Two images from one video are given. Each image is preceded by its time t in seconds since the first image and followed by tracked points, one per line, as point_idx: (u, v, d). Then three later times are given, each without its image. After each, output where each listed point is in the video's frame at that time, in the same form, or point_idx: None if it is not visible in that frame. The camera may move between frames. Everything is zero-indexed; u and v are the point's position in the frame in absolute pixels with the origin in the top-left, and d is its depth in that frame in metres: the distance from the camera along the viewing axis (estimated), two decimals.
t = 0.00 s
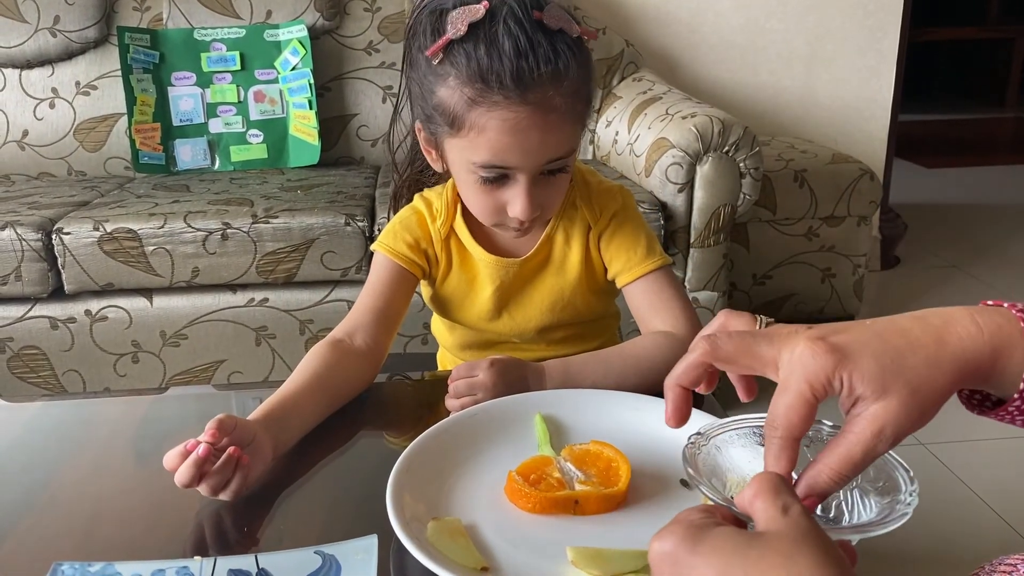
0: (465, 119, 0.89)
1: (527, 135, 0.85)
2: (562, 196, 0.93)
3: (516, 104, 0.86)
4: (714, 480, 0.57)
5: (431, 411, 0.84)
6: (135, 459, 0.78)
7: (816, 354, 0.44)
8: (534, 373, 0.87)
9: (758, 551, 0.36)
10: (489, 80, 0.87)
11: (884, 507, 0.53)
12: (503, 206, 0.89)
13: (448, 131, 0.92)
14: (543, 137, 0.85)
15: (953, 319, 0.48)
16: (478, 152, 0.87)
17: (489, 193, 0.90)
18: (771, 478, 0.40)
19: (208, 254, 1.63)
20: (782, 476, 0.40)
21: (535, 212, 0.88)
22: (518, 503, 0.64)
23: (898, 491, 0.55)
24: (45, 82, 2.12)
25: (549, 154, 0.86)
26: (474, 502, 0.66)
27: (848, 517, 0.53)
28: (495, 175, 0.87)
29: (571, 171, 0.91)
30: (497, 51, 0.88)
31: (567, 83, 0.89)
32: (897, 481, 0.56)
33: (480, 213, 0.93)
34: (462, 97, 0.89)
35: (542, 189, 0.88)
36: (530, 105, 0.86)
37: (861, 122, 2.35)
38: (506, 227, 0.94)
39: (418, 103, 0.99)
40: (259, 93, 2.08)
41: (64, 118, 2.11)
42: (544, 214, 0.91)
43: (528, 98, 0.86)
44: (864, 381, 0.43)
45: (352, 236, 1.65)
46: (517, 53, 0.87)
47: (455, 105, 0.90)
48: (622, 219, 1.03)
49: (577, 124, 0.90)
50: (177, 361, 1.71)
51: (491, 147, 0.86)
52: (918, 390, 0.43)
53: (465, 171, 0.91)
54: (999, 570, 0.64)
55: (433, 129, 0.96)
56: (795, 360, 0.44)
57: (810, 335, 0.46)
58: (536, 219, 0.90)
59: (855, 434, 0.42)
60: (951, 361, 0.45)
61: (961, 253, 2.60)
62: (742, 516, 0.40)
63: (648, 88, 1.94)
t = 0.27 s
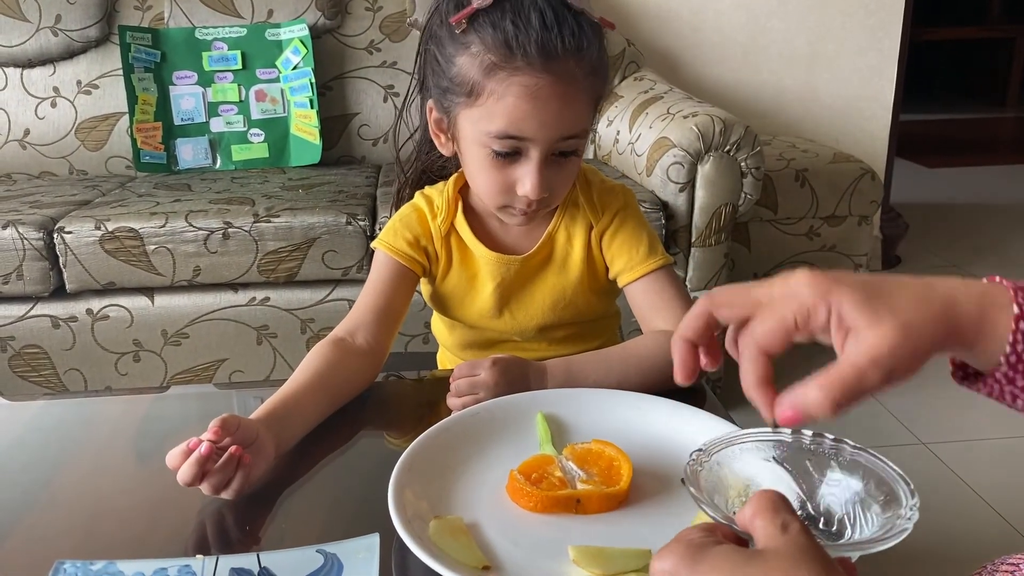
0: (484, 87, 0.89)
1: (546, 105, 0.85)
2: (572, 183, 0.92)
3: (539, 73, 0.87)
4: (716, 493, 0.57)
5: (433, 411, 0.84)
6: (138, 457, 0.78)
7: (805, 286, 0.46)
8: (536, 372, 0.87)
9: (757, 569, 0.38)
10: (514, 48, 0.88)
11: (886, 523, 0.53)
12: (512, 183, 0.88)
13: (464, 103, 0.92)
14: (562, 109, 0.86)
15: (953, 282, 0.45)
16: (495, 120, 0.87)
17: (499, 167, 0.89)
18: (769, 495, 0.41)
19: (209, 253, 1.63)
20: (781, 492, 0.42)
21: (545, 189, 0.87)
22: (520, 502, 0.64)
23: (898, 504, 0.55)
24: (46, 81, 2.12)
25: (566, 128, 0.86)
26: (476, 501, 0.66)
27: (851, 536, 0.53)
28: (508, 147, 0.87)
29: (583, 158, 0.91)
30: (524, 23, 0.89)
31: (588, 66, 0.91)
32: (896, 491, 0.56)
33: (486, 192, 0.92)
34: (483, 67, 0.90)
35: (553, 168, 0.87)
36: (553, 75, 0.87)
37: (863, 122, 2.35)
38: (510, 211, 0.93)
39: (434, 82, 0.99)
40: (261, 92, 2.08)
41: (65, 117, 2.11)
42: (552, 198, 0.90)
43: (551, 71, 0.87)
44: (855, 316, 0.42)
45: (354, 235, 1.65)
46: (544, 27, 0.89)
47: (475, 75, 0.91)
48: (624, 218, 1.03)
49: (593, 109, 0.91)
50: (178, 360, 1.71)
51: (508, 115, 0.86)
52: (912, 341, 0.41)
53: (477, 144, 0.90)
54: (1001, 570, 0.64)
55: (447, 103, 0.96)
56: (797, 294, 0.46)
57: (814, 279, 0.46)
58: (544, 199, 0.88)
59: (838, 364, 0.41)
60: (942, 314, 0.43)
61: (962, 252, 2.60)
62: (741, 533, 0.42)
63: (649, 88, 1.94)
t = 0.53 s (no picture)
0: (498, 68, 0.89)
1: (559, 88, 0.85)
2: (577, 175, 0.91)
3: (554, 57, 0.87)
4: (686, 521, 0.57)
5: (434, 410, 0.84)
6: (139, 457, 0.78)
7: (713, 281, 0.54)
8: (537, 372, 0.87)
9: None
10: (532, 31, 0.88)
11: (856, 547, 0.53)
12: (518, 167, 0.88)
13: (475, 84, 0.92)
14: (575, 94, 0.85)
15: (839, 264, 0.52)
16: (505, 102, 0.87)
17: (506, 150, 0.88)
18: (739, 526, 0.48)
19: (210, 252, 1.63)
20: (750, 521, 0.49)
21: (551, 174, 0.86)
22: (521, 502, 0.64)
23: (870, 527, 0.55)
24: (47, 80, 2.12)
25: (576, 114, 0.85)
26: (477, 500, 0.66)
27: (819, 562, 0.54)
28: (516, 129, 0.86)
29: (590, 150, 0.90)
30: (543, 7, 0.90)
31: (603, 57, 0.91)
32: (868, 513, 0.56)
33: (490, 175, 0.91)
34: (498, 49, 0.90)
35: (559, 155, 0.87)
36: (569, 58, 0.87)
37: (863, 122, 2.35)
38: (512, 198, 0.92)
39: (446, 67, 0.99)
40: (262, 92, 2.08)
41: (66, 116, 2.12)
42: (557, 187, 0.89)
43: (567, 56, 0.87)
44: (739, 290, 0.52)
45: (355, 234, 1.65)
46: (563, 14, 0.90)
47: (489, 56, 0.91)
48: (624, 217, 1.03)
49: (603, 103, 0.91)
50: (179, 359, 1.71)
51: (520, 96, 0.86)
52: (788, 311, 0.50)
53: (485, 126, 0.90)
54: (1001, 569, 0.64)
55: (457, 86, 0.96)
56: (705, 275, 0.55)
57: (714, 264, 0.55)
58: (548, 186, 0.88)
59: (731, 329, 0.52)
60: (815, 286, 0.50)
61: (963, 252, 2.60)
62: (713, 558, 0.49)
63: (650, 87, 1.94)
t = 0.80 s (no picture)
0: (504, 63, 0.89)
1: (564, 85, 0.85)
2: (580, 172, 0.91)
3: (561, 53, 0.87)
4: (671, 533, 0.57)
5: (434, 410, 0.84)
6: (139, 456, 0.78)
7: (666, 367, 0.65)
8: (537, 372, 0.87)
9: None
10: (540, 28, 0.88)
11: (839, 554, 0.53)
12: (522, 163, 0.88)
13: (482, 79, 0.92)
14: (580, 90, 0.85)
15: (768, 317, 0.62)
16: (511, 97, 0.87)
17: (510, 146, 0.88)
18: (722, 535, 0.49)
19: (210, 252, 1.63)
20: (732, 530, 0.50)
21: (554, 171, 0.86)
22: (521, 501, 0.64)
23: (853, 534, 0.55)
24: (48, 80, 2.12)
25: (581, 112, 0.85)
26: (478, 500, 0.66)
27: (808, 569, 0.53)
28: (520, 125, 0.86)
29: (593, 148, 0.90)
30: (552, 5, 0.90)
31: (608, 55, 0.91)
32: (852, 519, 0.56)
33: (493, 170, 0.91)
34: (505, 45, 0.90)
35: (562, 151, 0.86)
36: (575, 56, 0.87)
37: (864, 122, 2.35)
38: (514, 193, 0.92)
39: (453, 61, 0.99)
40: (263, 91, 2.08)
41: (67, 114, 2.11)
42: (559, 184, 0.89)
43: (573, 54, 0.87)
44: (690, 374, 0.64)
45: (355, 234, 1.65)
46: (570, 12, 0.90)
47: (495, 52, 0.91)
48: (625, 217, 1.03)
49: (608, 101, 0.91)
50: (180, 358, 1.71)
51: (526, 92, 0.86)
52: (738, 377, 0.62)
53: (490, 121, 0.90)
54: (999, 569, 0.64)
55: (463, 80, 0.96)
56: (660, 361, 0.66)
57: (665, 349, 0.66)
58: (551, 182, 0.88)
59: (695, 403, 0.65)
60: (755, 351, 0.61)
61: (964, 252, 2.60)
62: (696, 566, 0.49)
63: (651, 87, 1.94)
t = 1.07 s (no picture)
0: (504, 55, 0.89)
1: (563, 76, 0.85)
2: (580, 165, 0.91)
3: (560, 45, 0.87)
4: (672, 531, 0.57)
5: (435, 409, 0.84)
6: (141, 455, 0.78)
7: (652, 372, 0.65)
8: (539, 370, 0.87)
9: None
10: (539, 20, 0.88)
11: (839, 553, 0.53)
12: (521, 155, 0.88)
13: (481, 71, 0.92)
14: (580, 82, 0.85)
15: (754, 321, 0.61)
16: (510, 88, 0.87)
17: (509, 138, 0.88)
18: (721, 532, 0.48)
19: (211, 251, 1.63)
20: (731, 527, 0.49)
21: (554, 163, 0.86)
22: (522, 500, 0.64)
23: (853, 532, 0.55)
24: (49, 79, 2.12)
25: (581, 103, 0.85)
26: (480, 499, 0.66)
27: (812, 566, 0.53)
28: (520, 117, 0.86)
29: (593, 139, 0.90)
30: None
31: (608, 48, 0.90)
32: (852, 517, 0.56)
33: (493, 162, 0.91)
34: (504, 37, 0.90)
35: (562, 142, 0.86)
36: (574, 47, 0.87)
37: (865, 122, 2.35)
38: (513, 185, 0.92)
39: (453, 55, 0.99)
40: (264, 90, 2.08)
41: (68, 114, 2.12)
42: (559, 175, 0.89)
43: (572, 46, 0.87)
44: (678, 379, 0.64)
45: (356, 233, 1.65)
46: (571, 4, 0.90)
47: (495, 44, 0.91)
48: (627, 214, 1.03)
49: (608, 92, 0.90)
50: (181, 357, 1.71)
51: (525, 83, 0.86)
52: (722, 383, 0.62)
53: (489, 114, 0.90)
54: (1000, 569, 0.64)
55: (463, 73, 0.96)
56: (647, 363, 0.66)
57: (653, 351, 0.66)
58: (550, 174, 0.87)
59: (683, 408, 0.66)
60: (739, 356, 0.61)
61: (965, 252, 2.60)
62: (695, 564, 0.49)
63: (652, 86, 1.93)
